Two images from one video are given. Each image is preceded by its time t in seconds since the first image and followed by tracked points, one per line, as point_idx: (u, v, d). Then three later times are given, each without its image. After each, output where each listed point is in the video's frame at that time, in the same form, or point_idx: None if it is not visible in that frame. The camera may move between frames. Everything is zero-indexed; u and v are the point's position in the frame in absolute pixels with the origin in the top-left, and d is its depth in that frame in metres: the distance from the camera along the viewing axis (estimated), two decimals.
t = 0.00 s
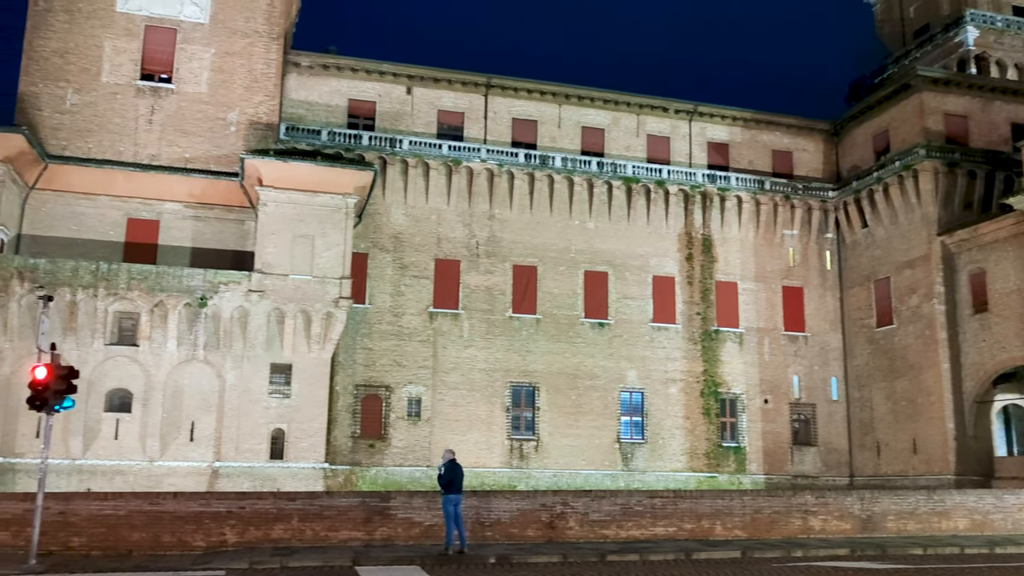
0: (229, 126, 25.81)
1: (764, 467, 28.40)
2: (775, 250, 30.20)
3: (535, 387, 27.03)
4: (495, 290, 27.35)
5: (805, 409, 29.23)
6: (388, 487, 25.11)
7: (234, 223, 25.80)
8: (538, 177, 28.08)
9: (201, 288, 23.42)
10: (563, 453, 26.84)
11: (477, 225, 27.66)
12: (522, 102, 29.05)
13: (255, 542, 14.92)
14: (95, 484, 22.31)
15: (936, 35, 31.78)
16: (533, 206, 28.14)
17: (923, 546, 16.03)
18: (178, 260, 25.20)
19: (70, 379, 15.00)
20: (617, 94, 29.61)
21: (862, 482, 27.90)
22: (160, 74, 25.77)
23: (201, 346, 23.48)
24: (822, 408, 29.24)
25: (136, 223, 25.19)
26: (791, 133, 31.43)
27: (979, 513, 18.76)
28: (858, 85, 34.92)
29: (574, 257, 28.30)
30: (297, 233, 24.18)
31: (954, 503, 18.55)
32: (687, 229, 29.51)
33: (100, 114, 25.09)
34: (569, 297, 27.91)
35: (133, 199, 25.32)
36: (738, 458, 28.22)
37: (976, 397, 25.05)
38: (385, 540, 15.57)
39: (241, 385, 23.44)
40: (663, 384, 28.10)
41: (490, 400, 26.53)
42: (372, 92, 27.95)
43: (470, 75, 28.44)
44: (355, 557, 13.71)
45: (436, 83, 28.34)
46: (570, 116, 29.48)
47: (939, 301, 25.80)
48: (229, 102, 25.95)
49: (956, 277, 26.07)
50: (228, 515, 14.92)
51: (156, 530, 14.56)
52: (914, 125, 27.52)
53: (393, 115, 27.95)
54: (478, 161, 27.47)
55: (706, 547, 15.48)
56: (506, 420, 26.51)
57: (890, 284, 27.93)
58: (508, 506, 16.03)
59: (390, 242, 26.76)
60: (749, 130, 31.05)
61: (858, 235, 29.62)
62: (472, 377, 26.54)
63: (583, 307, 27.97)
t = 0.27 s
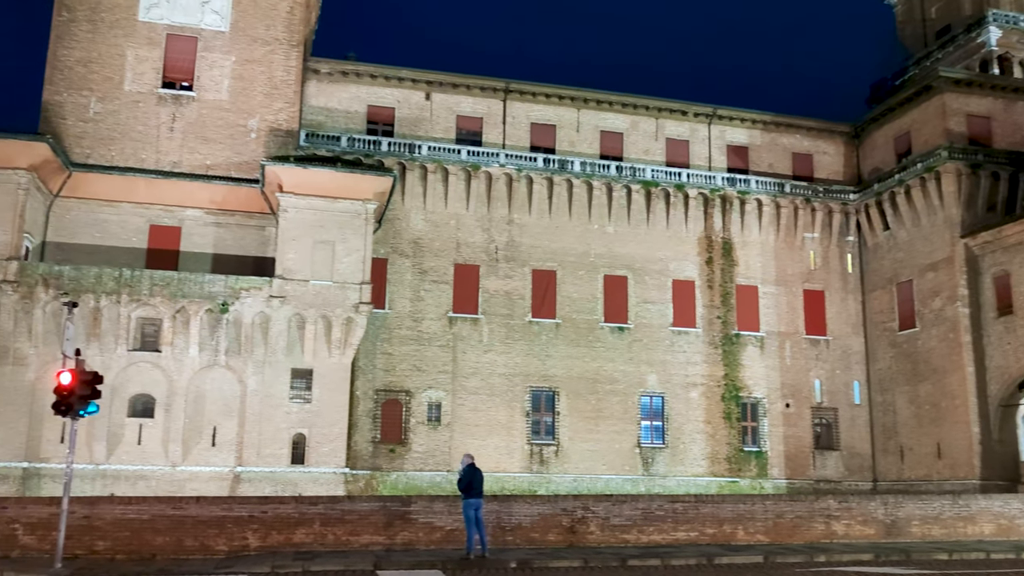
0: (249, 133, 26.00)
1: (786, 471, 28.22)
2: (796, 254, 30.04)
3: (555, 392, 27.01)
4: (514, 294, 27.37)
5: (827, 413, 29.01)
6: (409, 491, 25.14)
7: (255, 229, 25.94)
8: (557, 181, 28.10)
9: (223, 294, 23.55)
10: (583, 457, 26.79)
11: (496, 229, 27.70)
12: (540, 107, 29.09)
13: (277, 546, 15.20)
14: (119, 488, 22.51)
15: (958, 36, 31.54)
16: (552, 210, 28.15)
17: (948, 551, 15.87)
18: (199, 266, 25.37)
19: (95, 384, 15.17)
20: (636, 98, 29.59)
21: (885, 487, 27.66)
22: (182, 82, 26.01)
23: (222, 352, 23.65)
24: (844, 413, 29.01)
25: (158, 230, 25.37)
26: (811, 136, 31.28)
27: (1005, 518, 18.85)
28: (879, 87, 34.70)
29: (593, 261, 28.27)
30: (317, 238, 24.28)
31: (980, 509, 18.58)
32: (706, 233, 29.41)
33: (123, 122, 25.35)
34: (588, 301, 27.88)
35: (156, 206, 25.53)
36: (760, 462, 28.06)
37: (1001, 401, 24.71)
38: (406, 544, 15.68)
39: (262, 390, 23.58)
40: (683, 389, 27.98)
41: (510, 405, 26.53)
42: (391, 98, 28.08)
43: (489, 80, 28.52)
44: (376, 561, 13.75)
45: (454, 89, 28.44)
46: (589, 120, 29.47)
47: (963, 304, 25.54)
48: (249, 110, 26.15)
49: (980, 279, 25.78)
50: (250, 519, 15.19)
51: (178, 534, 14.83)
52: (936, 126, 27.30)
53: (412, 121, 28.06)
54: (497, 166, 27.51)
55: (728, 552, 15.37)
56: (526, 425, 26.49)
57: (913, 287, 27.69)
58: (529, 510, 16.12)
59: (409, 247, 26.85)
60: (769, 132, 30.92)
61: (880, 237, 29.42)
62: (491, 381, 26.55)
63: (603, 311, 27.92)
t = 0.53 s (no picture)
0: (271, 142, 26.19)
1: (809, 478, 28.01)
2: (818, 258, 29.86)
3: (576, 398, 26.97)
4: (534, 301, 27.37)
5: (851, 419, 28.79)
6: (430, 498, 25.16)
7: (276, 237, 26.12)
8: (576, 188, 28.10)
9: (245, 301, 23.75)
10: (604, 464, 26.71)
11: (516, 236, 27.73)
12: (559, 114, 29.12)
13: (299, 552, 15.61)
14: (142, 496, 22.68)
15: (981, 38, 31.30)
16: (572, 216, 28.15)
17: (974, 559, 15.74)
18: (222, 275, 25.56)
19: (120, 392, 15.31)
20: (655, 104, 29.57)
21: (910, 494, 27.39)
22: (203, 92, 26.25)
23: (244, 359, 23.82)
24: (868, 418, 28.77)
25: (181, 238, 25.61)
26: (832, 140, 31.12)
27: None
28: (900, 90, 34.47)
29: (613, 267, 28.22)
30: (337, 246, 24.42)
31: (1007, 515, 18.55)
32: (727, 238, 29.30)
33: (146, 132, 25.61)
34: (608, 307, 27.83)
35: (178, 215, 25.78)
36: (782, 469, 27.88)
37: None
38: (429, 551, 16.06)
39: (284, 397, 23.71)
40: (705, 395, 27.86)
41: (531, 411, 26.51)
42: (411, 106, 28.21)
43: (508, 87, 28.60)
44: (398, 567, 13.80)
45: (474, 96, 28.53)
46: (608, 126, 29.46)
47: (988, 308, 25.26)
48: (270, 119, 26.34)
49: (1005, 283, 25.46)
50: (273, 526, 15.63)
51: (202, 541, 15.33)
52: (959, 129, 27.08)
53: (432, 129, 28.18)
54: (516, 173, 27.55)
55: (752, 559, 15.31)
56: (546, 432, 26.47)
57: (937, 291, 27.45)
58: (550, 517, 16.27)
59: (429, 254, 26.93)
60: (789, 137, 30.79)
61: (903, 242, 29.20)
62: (512, 388, 26.55)
63: (623, 318, 27.87)
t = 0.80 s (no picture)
0: (293, 152, 26.37)
1: (834, 486, 27.76)
2: (841, 265, 29.65)
3: (598, 407, 26.90)
4: (555, 309, 27.36)
5: (876, 426, 28.52)
6: (453, 507, 25.16)
7: (298, 246, 26.29)
8: (597, 195, 28.09)
9: (268, 311, 23.82)
10: (627, 472, 26.62)
11: (537, 244, 27.74)
12: (580, 122, 29.14)
13: (323, 561, 15.77)
14: (167, 504, 22.84)
15: (1005, 41, 31.00)
16: (593, 224, 28.13)
17: (1004, 569, 15.58)
18: (245, 284, 25.76)
19: (143, 401, 15.38)
20: (676, 111, 29.53)
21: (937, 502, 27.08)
22: (226, 103, 26.50)
23: (268, 368, 23.98)
24: (893, 426, 28.50)
25: (205, 248, 25.83)
26: (855, 146, 30.94)
27: None
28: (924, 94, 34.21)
29: (634, 275, 28.16)
30: (359, 255, 24.53)
31: None
32: (749, 245, 29.16)
33: (170, 143, 25.87)
34: (630, 315, 27.77)
35: (202, 225, 26.01)
36: (807, 477, 27.65)
37: None
38: (453, 558, 16.16)
39: (307, 406, 23.82)
40: (728, 403, 27.70)
41: (553, 419, 26.47)
42: (432, 115, 28.33)
43: (528, 95, 28.67)
44: None
45: (494, 105, 28.62)
46: (628, 133, 29.44)
47: (1015, 314, 24.94)
48: (293, 129, 26.54)
49: None
50: (296, 535, 15.77)
51: (226, 549, 15.45)
52: (984, 133, 26.82)
53: (452, 138, 28.28)
54: (537, 181, 27.58)
55: (777, 568, 15.26)
56: (569, 440, 26.42)
57: (963, 297, 27.17)
58: (573, 526, 16.37)
59: (450, 263, 27.00)
60: (811, 143, 30.63)
61: (927, 247, 28.95)
62: (534, 397, 26.53)
63: (645, 325, 27.80)
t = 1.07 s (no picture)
0: (317, 163, 26.57)
1: (862, 495, 27.47)
2: (867, 271, 29.40)
3: (622, 415, 26.80)
4: (578, 317, 27.32)
5: (904, 434, 28.21)
6: (477, 516, 25.13)
7: (322, 257, 26.45)
8: (619, 204, 28.06)
9: (292, 321, 23.96)
10: (652, 482, 26.48)
11: (560, 253, 27.73)
12: (602, 130, 29.14)
13: (347, 570, 15.98)
14: (193, 514, 22.99)
15: None
16: (616, 232, 28.09)
17: None
18: (270, 294, 25.93)
19: (171, 412, 15.55)
20: (698, 118, 29.46)
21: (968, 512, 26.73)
22: (250, 115, 26.75)
23: (292, 379, 24.11)
24: (922, 434, 28.19)
25: (230, 259, 26.05)
26: (880, 151, 30.72)
27: None
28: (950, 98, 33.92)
29: (658, 283, 28.07)
30: (382, 265, 24.63)
31: None
32: (773, 252, 28.99)
33: (195, 156, 26.14)
34: (653, 323, 27.68)
35: (227, 236, 26.24)
36: (834, 486, 27.37)
37: None
38: (478, 568, 16.33)
39: (332, 416, 23.91)
40: (754, 411, 27.50)
41: (577, 428, 26.41)
42: (454, 125, 28.44)
43: (550, 104, 28.73)
44: None
45: (516, 114, 28.69)
46: (651, 141, 29.40)
47: None
48: (316, 140, 26.75)
49: None
50: (322, 544, 16.01)
51: (252, 559, 15.74)
52: (1011, 137, 26.53)
53: (475, 147, 28.38)
54: (559, 190, 27.60)
55: None
56: (593, 449, 26.33)
57: (991, 303, 26.85)
58: (598, 535, 16.47)
59: (473, 272, 27.05)
60: (836, 149, 30.44)
61: (955, 253, 28.66)
62: (558, 406, 26.48)
63: (669, 334, 27.69)
